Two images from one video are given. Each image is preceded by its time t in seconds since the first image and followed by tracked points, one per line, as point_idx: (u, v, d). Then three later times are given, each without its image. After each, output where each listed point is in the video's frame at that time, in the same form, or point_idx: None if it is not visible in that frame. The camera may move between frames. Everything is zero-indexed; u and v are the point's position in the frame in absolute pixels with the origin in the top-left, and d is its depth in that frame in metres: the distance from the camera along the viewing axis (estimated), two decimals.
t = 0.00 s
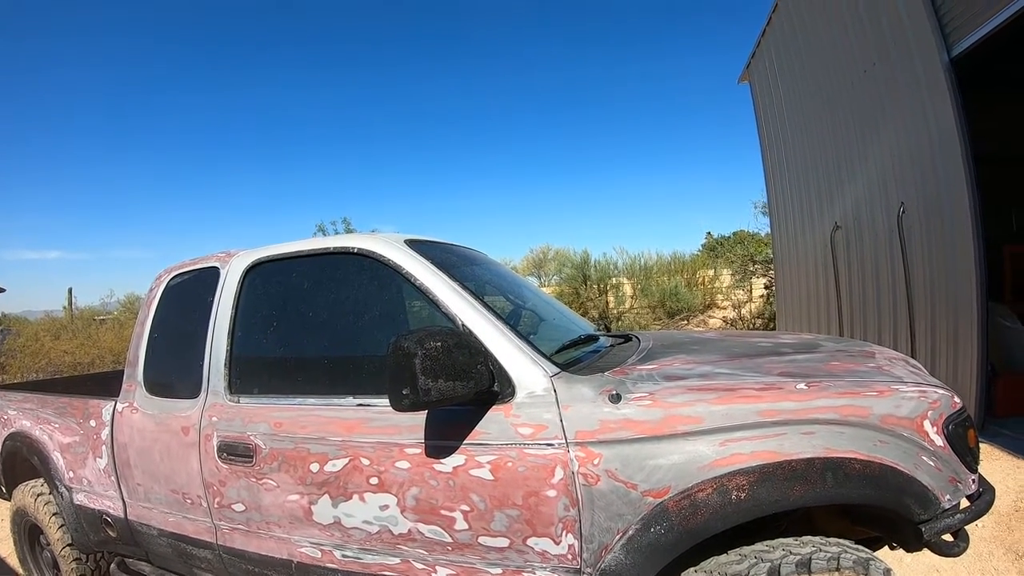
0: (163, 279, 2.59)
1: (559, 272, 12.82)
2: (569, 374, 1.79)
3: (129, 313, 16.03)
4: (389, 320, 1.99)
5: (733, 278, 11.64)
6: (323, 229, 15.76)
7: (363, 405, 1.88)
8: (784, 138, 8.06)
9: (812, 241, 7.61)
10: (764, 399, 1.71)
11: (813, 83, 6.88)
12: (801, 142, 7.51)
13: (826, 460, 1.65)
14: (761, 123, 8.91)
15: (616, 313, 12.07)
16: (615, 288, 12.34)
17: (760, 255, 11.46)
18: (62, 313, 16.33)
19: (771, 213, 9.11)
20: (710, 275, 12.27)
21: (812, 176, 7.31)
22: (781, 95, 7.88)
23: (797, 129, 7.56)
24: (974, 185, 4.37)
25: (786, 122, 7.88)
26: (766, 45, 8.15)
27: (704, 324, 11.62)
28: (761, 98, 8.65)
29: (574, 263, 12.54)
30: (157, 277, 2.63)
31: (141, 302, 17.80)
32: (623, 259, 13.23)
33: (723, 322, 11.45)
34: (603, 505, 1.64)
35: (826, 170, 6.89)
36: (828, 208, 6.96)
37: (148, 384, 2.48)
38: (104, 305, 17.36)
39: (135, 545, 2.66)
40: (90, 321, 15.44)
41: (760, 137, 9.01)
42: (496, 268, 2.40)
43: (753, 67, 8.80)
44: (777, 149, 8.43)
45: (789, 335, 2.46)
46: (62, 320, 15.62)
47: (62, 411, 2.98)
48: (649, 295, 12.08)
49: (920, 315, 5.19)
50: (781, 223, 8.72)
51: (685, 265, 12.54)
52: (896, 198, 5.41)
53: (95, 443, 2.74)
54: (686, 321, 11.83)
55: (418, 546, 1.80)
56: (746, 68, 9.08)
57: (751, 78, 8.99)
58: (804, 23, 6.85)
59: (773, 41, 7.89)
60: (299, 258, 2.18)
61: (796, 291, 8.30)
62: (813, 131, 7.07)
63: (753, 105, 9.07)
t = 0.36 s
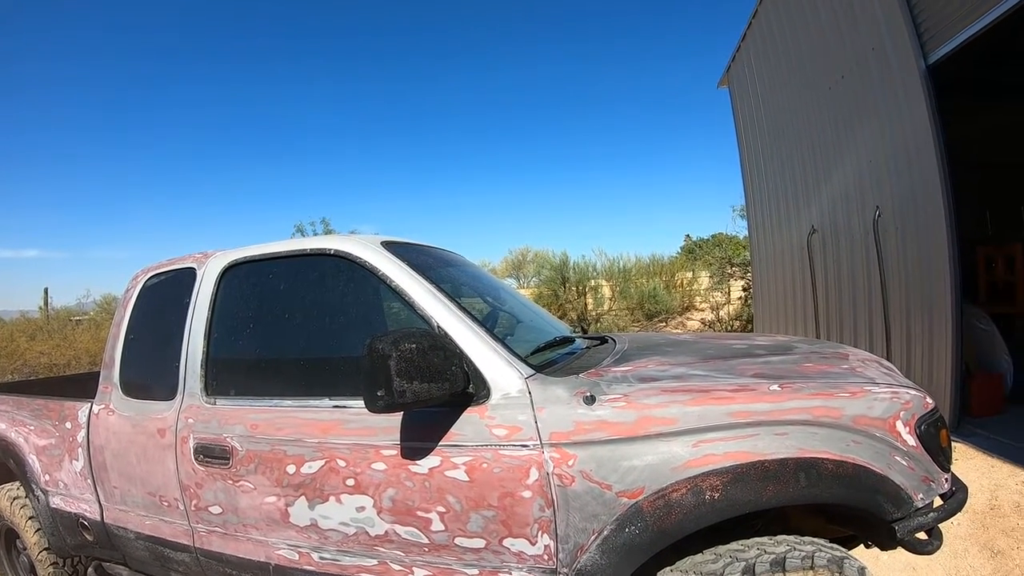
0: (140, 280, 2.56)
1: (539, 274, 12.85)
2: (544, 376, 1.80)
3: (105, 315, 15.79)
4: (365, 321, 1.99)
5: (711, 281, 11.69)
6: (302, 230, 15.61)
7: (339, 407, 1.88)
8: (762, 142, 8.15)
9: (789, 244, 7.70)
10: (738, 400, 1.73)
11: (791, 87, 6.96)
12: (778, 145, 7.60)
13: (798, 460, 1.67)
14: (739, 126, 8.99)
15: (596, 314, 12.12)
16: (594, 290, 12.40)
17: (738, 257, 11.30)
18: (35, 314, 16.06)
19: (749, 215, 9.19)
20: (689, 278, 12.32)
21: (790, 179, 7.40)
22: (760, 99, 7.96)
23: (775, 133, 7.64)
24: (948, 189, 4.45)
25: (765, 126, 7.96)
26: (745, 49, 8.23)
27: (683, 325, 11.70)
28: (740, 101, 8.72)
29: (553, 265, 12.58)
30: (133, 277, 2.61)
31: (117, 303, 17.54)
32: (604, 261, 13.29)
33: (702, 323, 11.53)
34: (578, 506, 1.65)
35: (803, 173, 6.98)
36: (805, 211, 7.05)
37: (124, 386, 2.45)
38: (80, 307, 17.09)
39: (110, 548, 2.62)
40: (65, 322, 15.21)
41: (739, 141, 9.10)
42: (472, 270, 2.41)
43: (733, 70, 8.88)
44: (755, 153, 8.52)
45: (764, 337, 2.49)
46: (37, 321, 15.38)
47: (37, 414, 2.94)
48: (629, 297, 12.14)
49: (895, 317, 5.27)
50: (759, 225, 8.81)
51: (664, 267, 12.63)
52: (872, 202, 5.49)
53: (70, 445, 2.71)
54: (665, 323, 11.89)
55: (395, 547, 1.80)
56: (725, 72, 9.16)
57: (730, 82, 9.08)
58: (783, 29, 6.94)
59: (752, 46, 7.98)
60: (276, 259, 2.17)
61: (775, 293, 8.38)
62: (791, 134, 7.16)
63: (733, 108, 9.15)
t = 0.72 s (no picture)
0: (132, 280, 2.55)
1: (533, 272, 12.85)
2: (537, 375, 1.79)
3: (98, 314, 15.72)
4: (357, 320, 1.98)
5: (705, 279, 11.75)
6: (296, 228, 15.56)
7: (331, 407, 1.87)
8: (756, 141, 8.16)
9: (783, 243, 7.71)
10: (732, 399, 1.72)
11: (785, 86, 6.97)
12: (772, 144, 7.62)
13: (793, 459, 1.67)
14: (733, 125, 9.00)
15: (589, 313, 12.12)
16: (588, 289, 12.40)
17: (732, 256, 11.46)
18: (28, 314, 16.00)
19: (743, 214, 9.20)
20: (683, 276, 12.36)
21: (784, 178, 7.41)
22: (754, 98, 7.97)
23: (769, 132, 7.66)
24: (942, 187, 4.45)
25: (759, 125, 7.97)
26: (739, 49, 8.24)
27: (677, 323, 11.71)
28: (734, 100, 8.73)
29: (547, 263, 12.59)
30: (124, 277, 2.59)
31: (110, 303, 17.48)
32: (598, 259, 13.29)
33: (695, 322, 11.51)
34: (572, 506, 1.64)
35: (797, 172, 6.99)
36: (799, 210, 7.06)
37: (116, 386, 2.44)
38: (73, 307, 17.02)
39: (104, 550, 2.61)
40: (59, 322, 15.15)
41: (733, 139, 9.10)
42: (465, 269, 2.40)
43: (726, 69, 8.89)
44: (749, 151, 8.53)
45: (758, 336, 2.49)
46: (30, 321, 15.32)
47: (30, 415, 2.92)
48: (622, 295, 12.14)
49: (889, 316, 5.28)
50: (753, 224, 8.81)
51: (658, 265, 12.64)
52: (866, 201, 5.51)
53: (63, 446, 2.69)
54: (659, 321, 11.88)
55: (388, 547, 1.79)
56: (718, 71, 9.16)
57: (724, 81, 9.08)
58: (777, 27, 6.95)
59: (746, 45, 7.98)
60: (267, 258, 2.16)
61: (769, 292, 8.38)
62: (785, 133, 7.17)
63: (727, 107, 9.16)
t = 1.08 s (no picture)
0: (127, 282, 2.54)
1: (529, 271, 12.86)
2: (533, 373, 1.79)
3: (94, 318, 15.68)
4: (353, 320, 1.98)
5: (702, 276, 11.75)
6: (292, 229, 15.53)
7: (327, 407, 1.87)
8: (751, 137, 8.16)
9: (779, 238, 7.71)
10: (728, 394, 1.72)
11: (779, 82, 6.98)
12: (767, 140, 7.63)
13: (790, 454, 1.67)
14: (728, 122, 8.99)
15: (586, 311, 12.12)
16: (584, 287, 12.40)
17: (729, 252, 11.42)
18: (25, 319, 16.00)
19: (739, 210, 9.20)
20: (680, 272, 12.37)
21: (779, 174, 7.42)
22: (749, 95, 7.97)
23: (764, 128, 7.67)
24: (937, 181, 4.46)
25: (754, 121, 7.98)
26: (733, 45, 8.24)
27: (674, 320, 11.70)
28: (728, 96, 8.73)
29: (544, 261, 12.60)
30: (120, 279, 2.58)
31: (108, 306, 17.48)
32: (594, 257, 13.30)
33: (692, 318, 11.51)
34: (570, 503, 1.64)
35: (792, 167, 7.00)
36: (795, 205, 7.07)
37: (113, 390, 2.43)
38: (70, 311, 16.99)
39: (102, 553, 2.60)
40: (56, 326, 15.15)
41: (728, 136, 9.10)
42: (461, 267, 2.40)
43: (721, 66, 8.89)
44: (744, 148, 8.53)
45: (755, 331, 2.49)
46: (28, 325, 15.31)
47: (27, 419, 2.91)
48: (619, 293, 12.15)
49: (885, 310, 5.29)
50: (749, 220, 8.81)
51: (654, 262, 12.64)
52: (861, 196, 5.52)
53: (60, 450, 2.68)
54: (655, 319, 11.87)
55: (386, 547, 1.79)
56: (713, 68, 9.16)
57: (719, 78, 9.09)
58: (771, 24, 6.95)
59: (740, 41, 7.99)
60: (262, 259, 2.15)
61: (765, 288, 8.39)
62: (780, 129, 7.17)
63: (721, 104, 9.16)
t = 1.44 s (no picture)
0: (121, 282, 2.55)
1: (523, 274, 12.88)
2: (524, 377, 1.80)
3: (86, 317, 15.60)
4: (346, 322, 1.99)
5: (695, 280, 11.84)
6: (286, 229, 15.46)
7: (320, 408, 1.88)
8: (745, 143, 8.20)
9: (772, 244, 7.75)
10: (718, 399, 1.74)
11: (773, 88, 7.01)
12: (761, 146, 7.66)
13: (779, 458, 1.69)
14: (723, 127, 9.03)
15: (580, 314, 12.15)
16: (578, 290, 12.43)
17: (722, 257, 11.55)
18: (17, 317, 15.91)
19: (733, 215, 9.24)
20: (673, 278, 12.27)
21: (772, 180, 7.46)
22: (743, 100, 8.01)
23: (758, 134, 7.70)
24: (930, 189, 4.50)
25: (748, 127, 8.01)
26: (728, 51, 8.28)
27: (667, 324, 11.75)
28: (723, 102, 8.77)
29: (538, 265, 12.62)
30: (114, 279, 2.59)
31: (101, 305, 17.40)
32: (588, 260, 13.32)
33: (686, 322, 11.54)
34: (560, 506, 1.66)
35: (786, 174, 7.03)
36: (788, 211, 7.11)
37: (106, 389, 2.43)
38: (61, 309, 16.89)
39: (94, 553, 2.60)
40: (48, 325, 15.06)
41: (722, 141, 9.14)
42: (454, 271, 2.41)
43: (716, 72, 8.93)
44: (738, 153, 8.57)
45: (746, 336, 2.50)
46: (19, 324, 15.21)
47: (19, 417, 2.91)
48: (613, 297, 12.17)
49: (877, 316, 5.32)
50: (743, 225, 8.85)
51: (648, 266, 12.66)
52: (854, 202, 5.56)
53: (52, 449, 2.68)
54: (649, 323, 11.91)
55: (378, 548, 1.80)
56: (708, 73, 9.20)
57: (714, 83, 9.12)
58: (766, 30, 6.99)
59: (736, 47, 8.03)
60: (257, 261, 2.16)
61: (759, 293, 8.42)
62: (774, 135, 7.21)
63: (716, 109, 9.19)
